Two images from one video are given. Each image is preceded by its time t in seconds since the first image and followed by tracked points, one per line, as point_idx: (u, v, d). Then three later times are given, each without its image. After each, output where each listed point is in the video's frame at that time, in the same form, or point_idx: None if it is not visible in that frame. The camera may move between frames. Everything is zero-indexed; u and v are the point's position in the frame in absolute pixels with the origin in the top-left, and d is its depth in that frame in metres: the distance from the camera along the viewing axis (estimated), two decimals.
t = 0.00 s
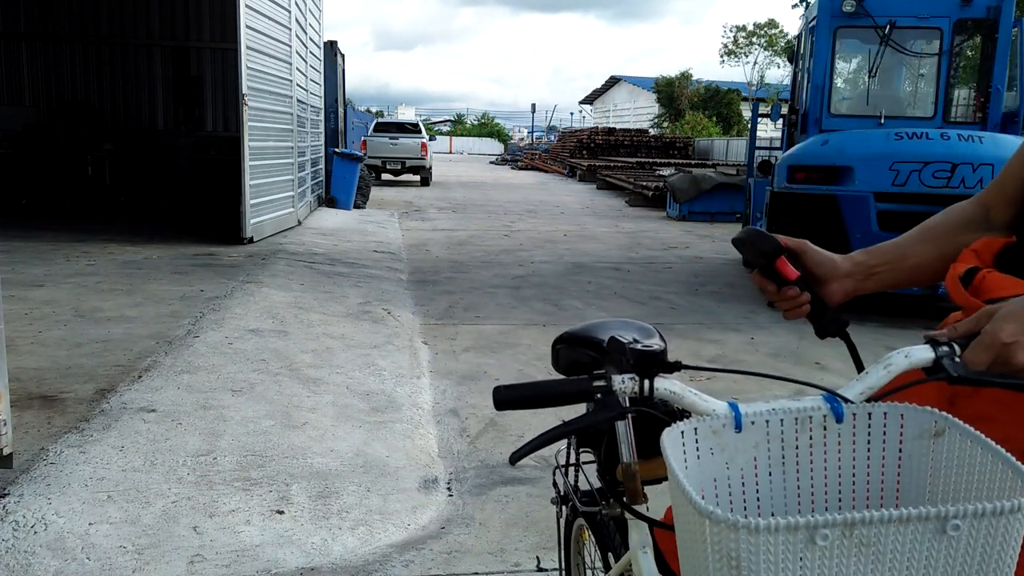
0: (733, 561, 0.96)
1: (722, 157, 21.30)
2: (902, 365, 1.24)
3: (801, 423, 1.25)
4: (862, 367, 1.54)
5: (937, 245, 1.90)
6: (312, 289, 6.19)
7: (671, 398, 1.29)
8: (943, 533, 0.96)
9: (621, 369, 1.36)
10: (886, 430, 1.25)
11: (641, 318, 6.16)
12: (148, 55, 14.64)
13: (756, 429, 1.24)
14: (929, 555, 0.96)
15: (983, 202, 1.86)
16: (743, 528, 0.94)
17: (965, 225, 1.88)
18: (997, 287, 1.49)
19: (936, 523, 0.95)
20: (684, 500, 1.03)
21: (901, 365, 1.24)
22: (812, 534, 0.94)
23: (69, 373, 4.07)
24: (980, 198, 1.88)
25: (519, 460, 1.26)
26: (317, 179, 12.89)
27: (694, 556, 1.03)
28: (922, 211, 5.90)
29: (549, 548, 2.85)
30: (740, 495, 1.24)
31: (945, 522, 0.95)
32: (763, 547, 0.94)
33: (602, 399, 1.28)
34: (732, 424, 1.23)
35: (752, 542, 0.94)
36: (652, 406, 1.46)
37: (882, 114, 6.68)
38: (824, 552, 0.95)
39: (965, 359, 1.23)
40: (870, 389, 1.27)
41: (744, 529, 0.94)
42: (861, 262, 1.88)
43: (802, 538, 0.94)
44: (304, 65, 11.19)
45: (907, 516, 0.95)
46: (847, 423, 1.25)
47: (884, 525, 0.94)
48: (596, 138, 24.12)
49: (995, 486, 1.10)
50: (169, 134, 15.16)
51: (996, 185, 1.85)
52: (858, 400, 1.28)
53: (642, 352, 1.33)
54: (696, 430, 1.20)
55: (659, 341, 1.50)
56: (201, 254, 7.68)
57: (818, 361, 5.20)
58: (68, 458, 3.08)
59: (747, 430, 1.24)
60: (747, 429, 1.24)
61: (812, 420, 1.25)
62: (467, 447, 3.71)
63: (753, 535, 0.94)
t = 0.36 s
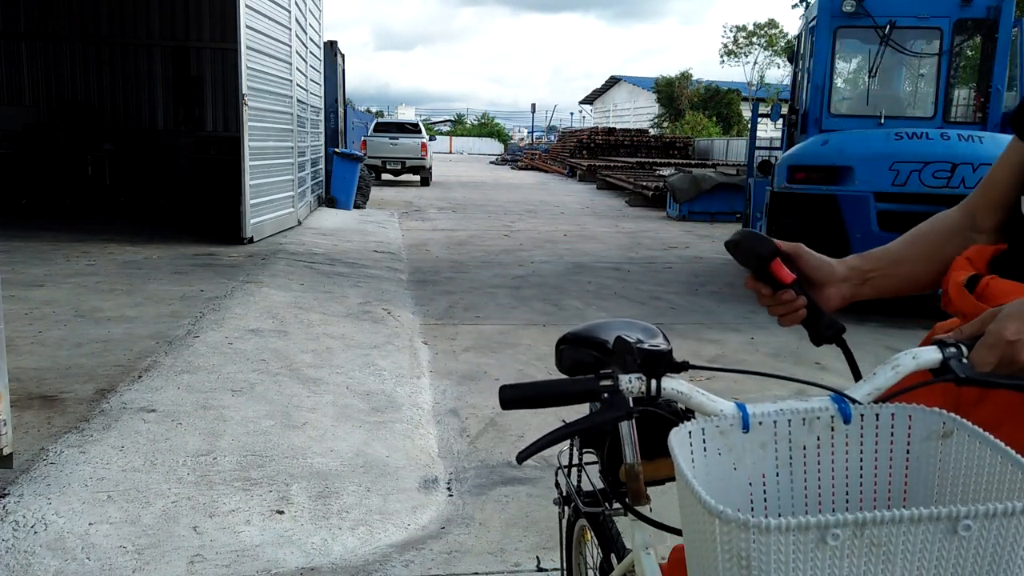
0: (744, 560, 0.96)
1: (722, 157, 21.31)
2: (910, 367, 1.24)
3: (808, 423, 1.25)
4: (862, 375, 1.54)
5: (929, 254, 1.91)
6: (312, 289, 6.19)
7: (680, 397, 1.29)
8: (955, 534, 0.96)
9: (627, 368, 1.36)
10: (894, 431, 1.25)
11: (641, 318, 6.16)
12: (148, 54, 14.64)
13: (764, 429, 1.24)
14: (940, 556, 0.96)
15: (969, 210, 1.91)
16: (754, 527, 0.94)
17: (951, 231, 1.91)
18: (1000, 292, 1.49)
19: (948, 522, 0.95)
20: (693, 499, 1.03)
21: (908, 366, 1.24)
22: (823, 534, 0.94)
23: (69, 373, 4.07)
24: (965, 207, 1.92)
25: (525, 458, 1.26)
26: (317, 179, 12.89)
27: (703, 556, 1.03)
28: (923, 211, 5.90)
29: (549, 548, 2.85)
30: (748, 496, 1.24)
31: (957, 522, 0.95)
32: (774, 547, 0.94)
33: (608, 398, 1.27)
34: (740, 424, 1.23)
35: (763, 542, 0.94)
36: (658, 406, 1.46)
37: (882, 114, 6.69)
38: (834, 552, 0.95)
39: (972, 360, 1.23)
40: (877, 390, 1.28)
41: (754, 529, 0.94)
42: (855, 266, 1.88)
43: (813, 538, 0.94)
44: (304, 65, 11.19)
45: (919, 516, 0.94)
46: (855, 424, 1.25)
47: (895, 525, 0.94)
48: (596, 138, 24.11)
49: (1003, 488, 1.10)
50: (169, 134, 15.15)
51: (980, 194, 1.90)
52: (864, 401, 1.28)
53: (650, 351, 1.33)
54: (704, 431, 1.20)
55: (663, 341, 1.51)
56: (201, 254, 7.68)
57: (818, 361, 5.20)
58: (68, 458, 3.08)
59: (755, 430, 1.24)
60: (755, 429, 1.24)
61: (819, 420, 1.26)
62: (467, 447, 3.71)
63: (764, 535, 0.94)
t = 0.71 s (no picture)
0: (725, 564, 0.96)
1: (722, 157, 21.29)
2: (906, 367, 1.24)
3: (802, 424, 1.25)
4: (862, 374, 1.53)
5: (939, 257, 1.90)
6: (312, 289, 6.19)
7: (672, 400, 1.29)
8: (937, 538, 0.95)
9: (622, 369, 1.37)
10: (888, 433, 1.25)
11: (641, 318, 6.16)
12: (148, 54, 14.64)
13: (756, 431, 1.24)
14: (923, 560, 0.96)
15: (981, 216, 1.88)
16: (734, 532, 0.94)
17: (962, 237, 1.89)
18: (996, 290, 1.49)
19: (929, 527, 0.95)
20: (676, 503, 1.03)
21: (904, 367, 1.24)
22: (804, 538, 0.94)
23: (69, 373, 4.07)
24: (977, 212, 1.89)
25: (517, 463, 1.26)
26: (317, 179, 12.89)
27: (686, 559, 1.04)
28: (922, 211, 5.90)
29: (549, 548, 2.85)
30: (740, 499, 1.23)
31: (939, 526, 0.95)
32: (753, 550, 0.94)
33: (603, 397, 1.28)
34: (732, 426, 1.23)
35: (743, 547, 0.94)
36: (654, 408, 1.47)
37: (882, 114, 6.69)
38: (815, 557, 0.95)
39: (969, 360, 1.23)
40: (870, 391, 1.28)
41: (734, 533, 0.94)
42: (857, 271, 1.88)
43: (793, 543, 0.94)
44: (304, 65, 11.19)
45: (900, 521, 0.95)
46: (849, 426, 1.25)
47: (876, 530, 0.94)
48: (597, 138, 24.10)
49: (992, 492, 1.10)
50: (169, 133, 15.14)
51: (994, 202, 1.85)
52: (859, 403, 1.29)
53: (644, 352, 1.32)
54: (696, 433, 1.20)
55: (662, 342, 1.50)
56: (201, 254, 7.68)
57: (818, 361, 5.20)
58: (68, 458, 3.08)
59: (747, 432, 1.24)
60: (746, 432, 1.23)
61: (814, 421, 1.25)
62: (467, 447, 3.71)
63: (743, 539, 0.94)
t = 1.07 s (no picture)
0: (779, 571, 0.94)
1: (722, 158, 21.28)
2: (942, 374, 1.26)
3: (839, 430, 1.25)
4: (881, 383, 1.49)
5: (926, 246, 1.93)
6: (312, 290, 6.19)
7: (705, 401, 1.29)
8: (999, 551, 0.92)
9: (644, 374, 1.35)
10: (926, 440, 1.24)
11: (641, 318, 6.16)
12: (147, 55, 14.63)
13: (792, 436, 1.24)
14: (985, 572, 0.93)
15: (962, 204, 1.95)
16: (792, 540, 0.92)
17: (947, 224, 1.94)
18: (1014, 294, 1.55)
19: (993, 538, 0.91)
20: (726, 509, 1.01)
21: (939, 374, 1.27)
22: (863, 548, 0.92)
23: (69, 373, 4.07)
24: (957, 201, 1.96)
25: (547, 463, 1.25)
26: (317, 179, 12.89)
27: (733, 562, 1.02)
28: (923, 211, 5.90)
29: (549, 548, 2.84)
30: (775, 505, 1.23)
31: (1004, 537, 0.91)
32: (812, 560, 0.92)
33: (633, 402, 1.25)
34: (767, 430, 1.23)
35: (801, 556, 0.92)
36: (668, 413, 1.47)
37: (882, 114, 6.69)
38: (874, 566, 0.92)
39: (1005, 367, 1.27)
40: (907, 398, 1.29)
41: (793, 541, 0.92)
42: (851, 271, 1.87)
43: (853, 551, 0.92)
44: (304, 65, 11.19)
45: (963, 531, 0.91)
46: (885, 433, 1.25)
47: (937, 540, 0.92)
48: (597, 138, 24.10)
49: None
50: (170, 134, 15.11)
51: (971, 191, 1.94)
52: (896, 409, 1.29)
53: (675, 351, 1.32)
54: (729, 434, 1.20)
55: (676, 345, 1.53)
56: (201, 254, 7.68)
57: (819, 361, 5.20)
58: (68, 458, 3.08)
59: (783, 437, 1.24)
60: (782, 437, 1.24)
61: (849, 427, 1.25)
62: (467, 447, 3.71)
63: (802, 548, 0.92)
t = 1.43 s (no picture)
0: (947, 558, 0.98)
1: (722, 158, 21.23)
2: None
3: (943, 433, 1.28)
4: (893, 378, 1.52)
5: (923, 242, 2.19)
6: (312, 290, 6.19)
7: (818, 389, 1.38)
8: None
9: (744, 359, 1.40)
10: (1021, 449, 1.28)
11: (642, 318, 6.16)
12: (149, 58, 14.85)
13: (901, 432, 1.27)
14: None
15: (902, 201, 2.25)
16: (968, 524, 0.95)
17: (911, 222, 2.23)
18: None
19: None
20: (887, 494, 1.04)
21: None
22: None
23: (69, 373, 4.07)
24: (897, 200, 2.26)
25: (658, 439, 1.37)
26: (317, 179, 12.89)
27: (885, 544, 1.05)
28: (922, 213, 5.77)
29: (550, 548, 2.84)
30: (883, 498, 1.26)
31: None
32: (986, 544, 0.95)
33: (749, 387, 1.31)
34: (878, 425, 1.26)
35: (975, 541, 0.95)
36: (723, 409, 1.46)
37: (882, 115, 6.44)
38: None
39: None
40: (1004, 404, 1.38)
41: (970, 525, 0.95)
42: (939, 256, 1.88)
43: None
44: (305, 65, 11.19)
45: None
46: (984, 438, 1.28)
47: None
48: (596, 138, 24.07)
49: None
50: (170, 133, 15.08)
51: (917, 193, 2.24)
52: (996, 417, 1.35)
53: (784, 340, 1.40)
54: (845, 426, 1.24)
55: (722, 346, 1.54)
56: (201, 254, 7.68)
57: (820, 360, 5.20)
58: (67, 458, 3.09)
59: (892, 432, 1.27)
60: (892, 432, 1.27)
61: (954, 430, 1.28)
62: (468, 447, 3.71)
63: (978, 533, 0.95)
